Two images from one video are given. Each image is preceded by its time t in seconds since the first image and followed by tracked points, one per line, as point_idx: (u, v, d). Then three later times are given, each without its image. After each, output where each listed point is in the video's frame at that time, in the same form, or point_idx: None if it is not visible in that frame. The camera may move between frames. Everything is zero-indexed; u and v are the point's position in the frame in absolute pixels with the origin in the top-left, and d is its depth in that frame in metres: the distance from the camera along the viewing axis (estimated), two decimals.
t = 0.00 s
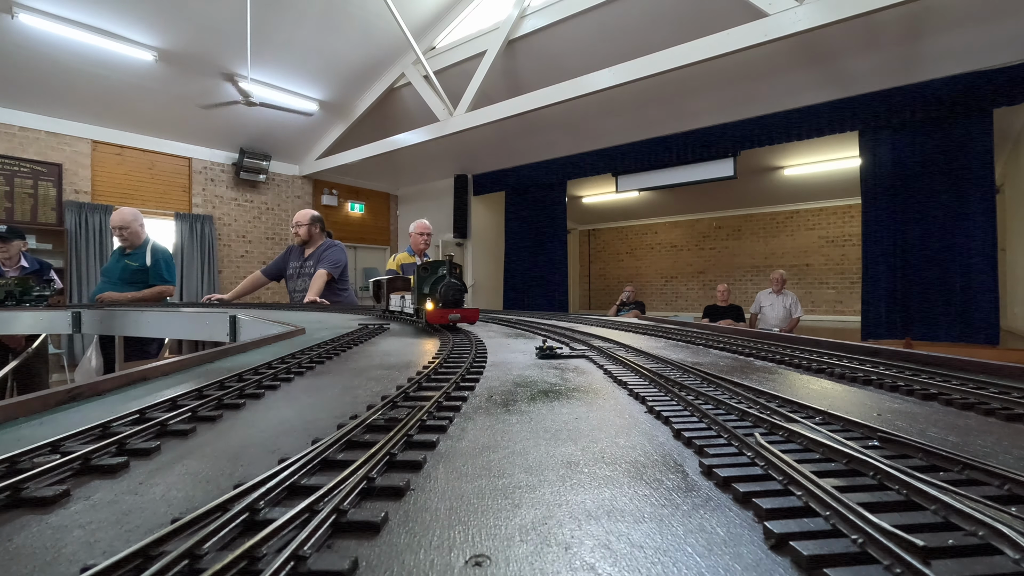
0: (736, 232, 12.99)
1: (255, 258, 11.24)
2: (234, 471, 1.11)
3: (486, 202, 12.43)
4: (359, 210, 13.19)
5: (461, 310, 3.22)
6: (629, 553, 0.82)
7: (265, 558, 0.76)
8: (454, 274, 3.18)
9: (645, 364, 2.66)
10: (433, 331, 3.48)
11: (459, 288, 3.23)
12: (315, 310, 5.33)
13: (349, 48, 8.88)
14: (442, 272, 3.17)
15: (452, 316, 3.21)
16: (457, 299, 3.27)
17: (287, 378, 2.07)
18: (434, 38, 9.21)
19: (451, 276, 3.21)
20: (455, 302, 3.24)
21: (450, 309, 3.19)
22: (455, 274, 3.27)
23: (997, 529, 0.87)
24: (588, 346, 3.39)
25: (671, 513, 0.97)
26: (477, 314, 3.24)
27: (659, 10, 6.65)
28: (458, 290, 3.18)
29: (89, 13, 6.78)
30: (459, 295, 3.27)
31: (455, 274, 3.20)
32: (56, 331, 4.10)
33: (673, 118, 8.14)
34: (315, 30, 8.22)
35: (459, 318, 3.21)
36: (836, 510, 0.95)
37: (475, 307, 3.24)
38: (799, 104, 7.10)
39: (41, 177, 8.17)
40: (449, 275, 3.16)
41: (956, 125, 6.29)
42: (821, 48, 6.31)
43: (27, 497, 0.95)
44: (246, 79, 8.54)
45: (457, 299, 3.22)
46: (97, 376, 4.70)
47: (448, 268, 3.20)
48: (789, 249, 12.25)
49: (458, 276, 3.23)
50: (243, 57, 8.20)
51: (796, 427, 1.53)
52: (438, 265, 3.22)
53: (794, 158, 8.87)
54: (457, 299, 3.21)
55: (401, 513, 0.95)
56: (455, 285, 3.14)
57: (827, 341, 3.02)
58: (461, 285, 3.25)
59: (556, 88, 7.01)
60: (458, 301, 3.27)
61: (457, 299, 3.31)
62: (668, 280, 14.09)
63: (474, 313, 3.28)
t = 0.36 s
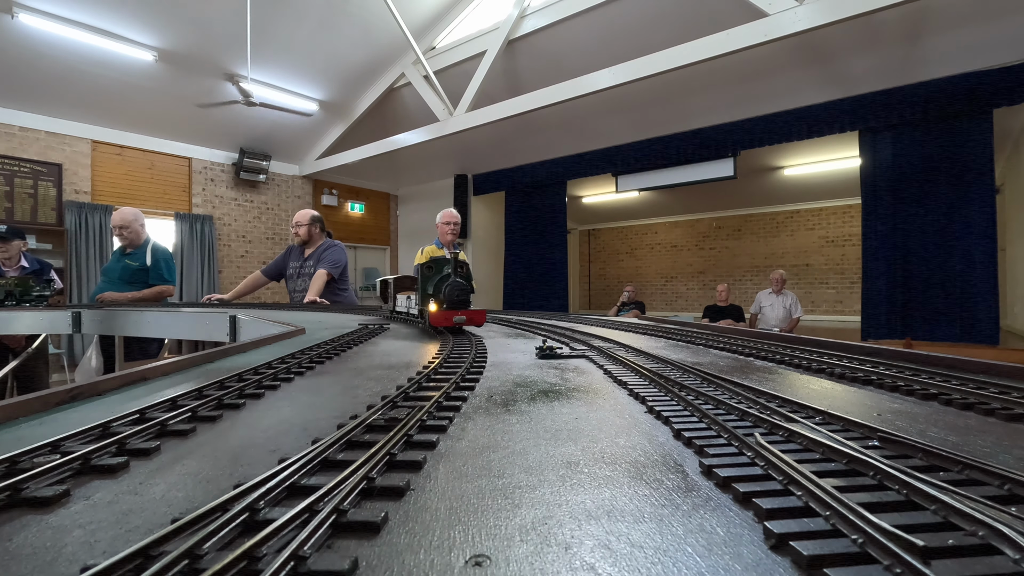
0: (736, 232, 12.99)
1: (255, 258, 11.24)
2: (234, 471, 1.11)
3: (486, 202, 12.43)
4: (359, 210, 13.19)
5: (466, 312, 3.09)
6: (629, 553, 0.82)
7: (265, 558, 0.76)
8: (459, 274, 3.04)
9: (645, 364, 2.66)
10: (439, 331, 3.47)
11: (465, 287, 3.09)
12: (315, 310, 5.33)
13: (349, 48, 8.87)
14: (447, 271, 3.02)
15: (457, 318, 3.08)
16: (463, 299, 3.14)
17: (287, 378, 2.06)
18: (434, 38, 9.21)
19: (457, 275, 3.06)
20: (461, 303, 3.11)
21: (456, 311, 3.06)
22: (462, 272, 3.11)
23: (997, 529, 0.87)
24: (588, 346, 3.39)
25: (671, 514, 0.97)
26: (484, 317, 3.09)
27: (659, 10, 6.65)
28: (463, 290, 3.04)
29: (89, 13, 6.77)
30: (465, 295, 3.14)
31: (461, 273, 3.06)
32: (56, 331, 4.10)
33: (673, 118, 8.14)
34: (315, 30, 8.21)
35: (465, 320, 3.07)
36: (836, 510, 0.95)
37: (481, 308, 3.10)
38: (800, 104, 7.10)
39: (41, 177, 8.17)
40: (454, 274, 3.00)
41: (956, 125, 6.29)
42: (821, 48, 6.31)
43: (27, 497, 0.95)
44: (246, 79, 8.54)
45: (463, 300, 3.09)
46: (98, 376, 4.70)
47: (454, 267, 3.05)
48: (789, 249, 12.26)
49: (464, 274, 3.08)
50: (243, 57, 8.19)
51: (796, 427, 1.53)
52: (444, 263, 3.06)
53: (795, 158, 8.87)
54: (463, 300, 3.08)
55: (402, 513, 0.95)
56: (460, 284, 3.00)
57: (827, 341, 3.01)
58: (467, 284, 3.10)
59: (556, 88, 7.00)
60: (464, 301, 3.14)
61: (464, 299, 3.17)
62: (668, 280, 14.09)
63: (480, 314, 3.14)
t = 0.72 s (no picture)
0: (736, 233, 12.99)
1: (255, 258, 11.25)
2: (235, 471, 1.11)
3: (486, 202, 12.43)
4: (359, 210, 13.19)
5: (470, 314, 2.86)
6: (629, 553, 0.82)
7: (265, 558, 0.76)
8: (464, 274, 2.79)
9: (645, 364, 2.66)
10: (444, 335, 3.38)
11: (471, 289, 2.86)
12: (315, 310, 5.33)
13: (349, 48, 8.87)
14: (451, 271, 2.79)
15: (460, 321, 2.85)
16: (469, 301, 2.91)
17: (287, 378, 2.07)
18: (434, 38, 9.21)
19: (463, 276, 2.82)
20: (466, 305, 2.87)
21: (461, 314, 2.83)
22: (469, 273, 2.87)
23: (997, 529, 0.87)
24: (588, 346, 3.39)
25: (672, 514, 0.97)
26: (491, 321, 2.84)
27: (659, 10, 6.65)
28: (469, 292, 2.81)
29: (89, 13, 6.79)
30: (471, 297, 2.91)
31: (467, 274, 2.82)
32: (56, 331, 4.10)
33: (673, 119, 8.14)
34: (315, 30, 8.22)
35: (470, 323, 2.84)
36: (836, 510, 0.95)
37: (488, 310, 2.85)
38: (799, 104, 7.10)
39: (41, 177, 8.17)
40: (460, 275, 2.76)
41: (956, 125, 6.28)
42: (821, 47, 6.31)
43: (27, 497, 0.95)
44: (246, 79, 8.54)
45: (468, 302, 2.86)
46: (98, 376, 4.70)
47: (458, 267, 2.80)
48: (789, 249, 12.26)
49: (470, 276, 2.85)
50: (243, 57, 8.19)
51: (796, 427, 1.53)
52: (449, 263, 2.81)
53: (794, 158, 8.87)
54: (468, 302, 2.87)
55: (402, 513, 0.95)
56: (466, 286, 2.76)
57: (827, 341, 3.01)
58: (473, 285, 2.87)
59: (556, 88, 7.01)
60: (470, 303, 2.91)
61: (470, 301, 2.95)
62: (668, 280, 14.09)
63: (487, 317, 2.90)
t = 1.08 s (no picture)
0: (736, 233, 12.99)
1: (255, 258, 11.25)
2: (235, 471, 1.11)
3: (486, 202, 12.44)
4: (359, 210, 13.19)
5: (473, 317, 2.62)
6: (629, 553, 0.82)
7: (265, 558, 0.76)
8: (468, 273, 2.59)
9: (644, 364, 2.66)
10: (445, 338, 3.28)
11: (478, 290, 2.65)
12: (315, 310, 5.33)
13: (349, 48, 8.87)
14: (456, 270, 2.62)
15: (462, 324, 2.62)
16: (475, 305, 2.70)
17: (287, 378, 2.07)
18: (434, 38, 9.21)
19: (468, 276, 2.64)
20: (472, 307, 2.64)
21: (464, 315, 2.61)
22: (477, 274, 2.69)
23: (997, 529, 0.87)
24: (588, 346, 3.39)
25: (671, 514, 0.97)
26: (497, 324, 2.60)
27: (659, 10, 6.65)
28: (473, 293, 2.60)
29: (89, 13, 6.79)
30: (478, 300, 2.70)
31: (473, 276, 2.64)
32: (56, 331, 4.10)
33: (673, 119, 8.14)
34: (315, 30, 8.22)
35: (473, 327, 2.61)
36: (836, 510, 0.95)
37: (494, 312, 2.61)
38: (799, 104, 7.11)
39: (41, 177, 8.17)
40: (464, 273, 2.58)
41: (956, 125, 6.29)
42: (821, 47, 6.31)
43: (27, 496, 0.95)
44: (246, 79, 8.54)
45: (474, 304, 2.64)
46: (97, 376, 4.70)
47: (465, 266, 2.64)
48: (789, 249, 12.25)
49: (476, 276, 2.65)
50: (243, 57, 8.20)
51: (796, 427, 1.53)
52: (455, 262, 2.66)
53: (794, 158, 8.87)
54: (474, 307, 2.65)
55: (402, 513, 0.95)
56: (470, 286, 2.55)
57: (827, 340, 3.01)
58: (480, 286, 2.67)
59: (556, 88, 7.00)
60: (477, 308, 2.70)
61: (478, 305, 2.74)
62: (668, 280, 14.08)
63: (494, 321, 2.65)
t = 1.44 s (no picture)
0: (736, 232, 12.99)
1: (255, 258, 11.25)
2: (235, 471, 1.11)
3: (486, 202, 12.44)
4: (359, 210, 13.19)
5: (474, 320, 2.53)
6: (629, 553, 0.82)
7: (265, 558, 0.76)
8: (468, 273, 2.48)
9: (644, 364, 2.66)
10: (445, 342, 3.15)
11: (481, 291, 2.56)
12: (315, 310, 5.34)
13: (349, 48, 8.87)
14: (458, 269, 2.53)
15: (462, 328, 2.52)
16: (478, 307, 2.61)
17: (287, 378, 2.07)
18: (434, 37, 9.21)
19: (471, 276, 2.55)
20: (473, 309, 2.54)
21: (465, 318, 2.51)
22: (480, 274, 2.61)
23: (996, 529, 0.87)
24: (588, 346, 3.39)
25: (672, 514, 0.97)
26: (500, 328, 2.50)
27: (659, 10, 6.65)
28: (474, 294, 2.50)
29: (89, 13, 6.79)
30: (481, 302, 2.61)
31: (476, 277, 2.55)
32: (56, 331, 4.10)
33: (672, 119, 8.14)
34: (315, 30, 8.21)
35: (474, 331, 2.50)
36: (836, 510, 0.95)
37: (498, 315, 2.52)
38: (799, 104, 7.11)
39: (41, 177, 8.17)
40: (467, 273, 2.49)
41: (955, 125, 6.28)
42: (821, 47, 6.31)
43: (27, 497, 0.95)
44: (246, 79, 8.54)
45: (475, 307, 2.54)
46: (98, 376, 4.70)
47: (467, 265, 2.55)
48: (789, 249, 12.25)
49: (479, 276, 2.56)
50: (243, 57, 8.20)
51: (796, 427, 1.53)
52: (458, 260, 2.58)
53: (794, 158, 8.87)
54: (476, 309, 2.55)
55: (401, 512, 0.95)
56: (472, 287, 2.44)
57: (827, 340, 3.00)
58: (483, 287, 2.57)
59: (556, 88, 7.01)
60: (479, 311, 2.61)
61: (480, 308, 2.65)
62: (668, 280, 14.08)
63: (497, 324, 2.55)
